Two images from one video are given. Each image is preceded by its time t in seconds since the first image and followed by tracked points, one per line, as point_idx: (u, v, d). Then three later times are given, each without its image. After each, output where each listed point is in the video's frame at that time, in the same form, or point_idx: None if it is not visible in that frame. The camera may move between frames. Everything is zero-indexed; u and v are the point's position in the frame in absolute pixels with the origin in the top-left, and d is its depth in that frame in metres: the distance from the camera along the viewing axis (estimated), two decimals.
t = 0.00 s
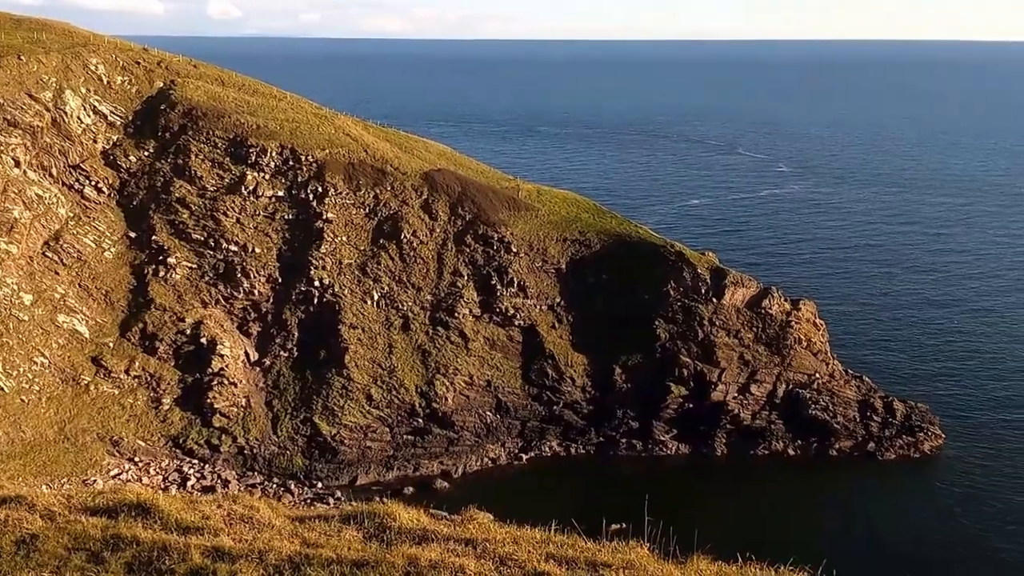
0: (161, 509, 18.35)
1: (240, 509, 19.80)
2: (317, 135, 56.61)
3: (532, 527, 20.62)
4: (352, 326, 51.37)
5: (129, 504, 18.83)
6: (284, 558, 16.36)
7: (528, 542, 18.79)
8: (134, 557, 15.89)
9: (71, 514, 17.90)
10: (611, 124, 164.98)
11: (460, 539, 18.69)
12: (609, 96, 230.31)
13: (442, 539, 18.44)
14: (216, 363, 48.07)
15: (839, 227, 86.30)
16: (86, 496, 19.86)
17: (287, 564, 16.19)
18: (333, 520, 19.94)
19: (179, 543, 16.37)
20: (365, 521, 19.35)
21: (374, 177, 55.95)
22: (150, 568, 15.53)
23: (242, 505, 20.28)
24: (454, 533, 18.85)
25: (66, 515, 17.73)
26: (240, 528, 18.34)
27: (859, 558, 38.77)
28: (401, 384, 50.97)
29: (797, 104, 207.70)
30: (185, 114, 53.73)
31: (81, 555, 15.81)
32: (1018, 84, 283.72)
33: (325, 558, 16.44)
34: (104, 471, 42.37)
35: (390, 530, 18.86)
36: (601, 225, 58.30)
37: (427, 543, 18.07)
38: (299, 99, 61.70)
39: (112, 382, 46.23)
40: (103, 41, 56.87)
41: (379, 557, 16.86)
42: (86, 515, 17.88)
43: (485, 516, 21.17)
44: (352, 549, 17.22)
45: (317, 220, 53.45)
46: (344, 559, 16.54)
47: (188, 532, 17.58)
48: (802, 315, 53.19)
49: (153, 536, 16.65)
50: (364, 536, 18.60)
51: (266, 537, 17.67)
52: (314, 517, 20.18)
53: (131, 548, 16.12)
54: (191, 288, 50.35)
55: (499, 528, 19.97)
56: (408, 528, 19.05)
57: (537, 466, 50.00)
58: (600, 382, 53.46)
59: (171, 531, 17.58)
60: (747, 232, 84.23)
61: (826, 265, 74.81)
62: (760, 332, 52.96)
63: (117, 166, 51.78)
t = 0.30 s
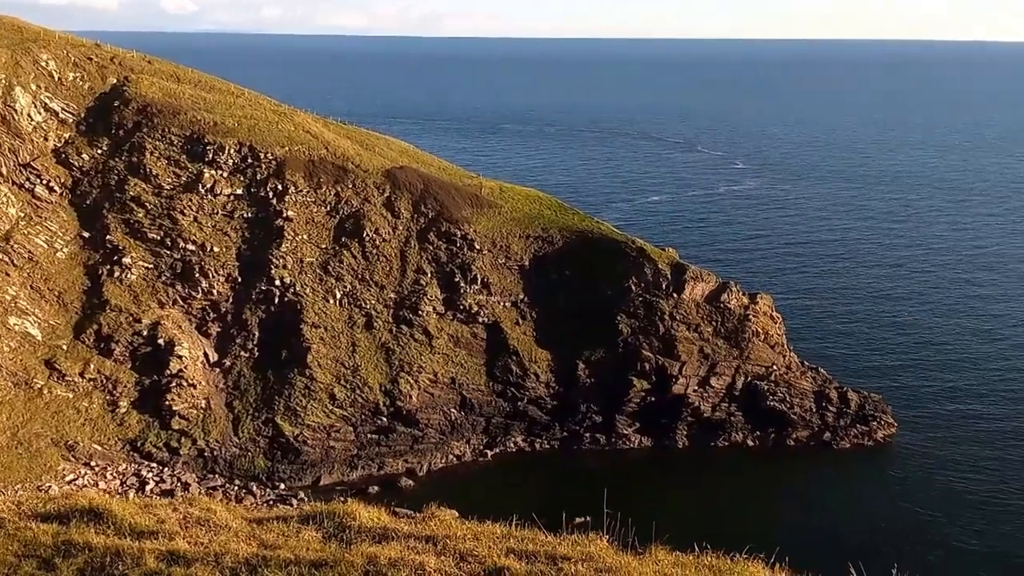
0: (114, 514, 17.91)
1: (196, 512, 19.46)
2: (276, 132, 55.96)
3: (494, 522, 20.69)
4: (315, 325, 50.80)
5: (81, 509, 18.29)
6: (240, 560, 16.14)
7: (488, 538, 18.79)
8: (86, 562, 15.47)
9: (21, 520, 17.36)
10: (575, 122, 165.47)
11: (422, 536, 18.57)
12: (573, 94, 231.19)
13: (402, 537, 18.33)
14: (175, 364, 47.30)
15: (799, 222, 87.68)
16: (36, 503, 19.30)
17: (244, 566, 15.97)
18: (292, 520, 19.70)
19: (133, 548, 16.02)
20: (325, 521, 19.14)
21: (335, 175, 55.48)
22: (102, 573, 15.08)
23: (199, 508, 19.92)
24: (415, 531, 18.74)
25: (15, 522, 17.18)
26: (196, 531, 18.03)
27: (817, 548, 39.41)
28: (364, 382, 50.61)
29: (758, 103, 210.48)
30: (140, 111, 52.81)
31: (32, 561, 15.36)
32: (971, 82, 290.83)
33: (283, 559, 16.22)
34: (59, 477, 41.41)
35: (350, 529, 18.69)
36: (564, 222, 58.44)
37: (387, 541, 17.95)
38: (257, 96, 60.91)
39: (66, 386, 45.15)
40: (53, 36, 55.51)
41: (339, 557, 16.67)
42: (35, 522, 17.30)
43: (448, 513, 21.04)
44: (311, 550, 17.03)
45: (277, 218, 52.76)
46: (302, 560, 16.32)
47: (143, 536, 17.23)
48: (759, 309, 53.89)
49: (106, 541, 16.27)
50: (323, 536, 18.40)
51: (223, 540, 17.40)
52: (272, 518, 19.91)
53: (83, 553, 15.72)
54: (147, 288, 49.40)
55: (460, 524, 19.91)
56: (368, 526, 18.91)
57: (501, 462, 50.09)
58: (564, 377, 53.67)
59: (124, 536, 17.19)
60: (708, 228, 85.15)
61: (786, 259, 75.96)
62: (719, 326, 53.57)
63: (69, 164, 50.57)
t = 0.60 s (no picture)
0: (66, 520, 17.32)
1: (153, 516, 18.95)
2: (237, 129, 55.24)
3: (459, 518, 20.48)
4: (278, 325, 49.99)
5: (32, 516, 17.70)
6: (197, 565, 15.78)
7: (451, 535, 18.59)
8: (36, 571, 14.89)
9: None
10: (542, 119, 165.60)
11: (384, 535, 18.33)
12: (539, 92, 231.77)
13: (363, 536, 18.05)
14: (134, 367, 46.09)
15: (762, 218, 88.70)
16: None
17: (201, 570, 15.61)
18: (251, 523, 19.24)
19: (85, 554, 15.53)
20: (285, 522, 18.75)
21: (297, 172, 54.84)
22: None
23: (155, 512, 19.40)
24: (377, 530, 18.50)
25: None
26: (152, 536, 17.55)
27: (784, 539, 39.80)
28: (330, 382, 49.97)
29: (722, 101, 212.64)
30: (94, 108, 51.74)
31: None
32: (928, 80, 297.11)
33: (241, 563, 15.88)
34: (14, 484, 39.72)
35: (311, 530, 18.31)
36: (529, 218, 58.36)
37: (349, 542, 17.61)
38: (216, 93, 60.04)
39: (21, 391, 43.59)
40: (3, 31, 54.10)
41: (299, 557, 16.33)
42: None
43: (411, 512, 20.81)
44: (271, 552, 16.65)
45: (238, 217, 51.96)
46: (260, 563, 15.95)
47: (96, 542, 16.69)
48: (721, 303, 54.40)
49: (58, 548, 15.72)
50: (283, 537, 17.99)
51: (180, 544, 16.95)
52: (231, 521, 19.49)
53: (34, 561, 15.17)
54: (104, 290, 48.08)
55: (424, 522, 19.65)
56: (329, 527, 18.55)
57: (469, 459, 49.89)
58: (531, 374, 53.60)
59: (75, 543, 16.61)
60: (672, 224, 85.87)
61: (750, 255, 76.72)
62: (683, 320, 53.93)
63: (21, 163, 49.19)
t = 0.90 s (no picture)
0: (22, 526, 16.97)
1: (112, 521, 18.53)
2: (197, 127, 54.63)
3: (424, 517, 20.40)
4: (241, 325, 49.37)
5: None
6: (156, 568, 15.58)
7: (415, 534, 18.48)
8: None
9: None
10: (509, 117, 165.50)
11: (349, 535, 18.21)
12: (506, 89, 231.98)
13: (327, 537, 17.87)
14: (94, 370, 45.16)
15: (727, 215, 89.57)
16: None
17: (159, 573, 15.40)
18: (213, 526, 18.96)
19: (41, 560, 15.19)
20: (247, 524, 18.53)
21: (260, 171, 54.29)
22: None
23: (114, 516, 18.99)
24: (342, 530, 18.37)
25: None
26: (111, 540, 17.20)
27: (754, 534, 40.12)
28: (295, 383, 49.48)
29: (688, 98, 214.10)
30: (50, 106, 50.69)
31: None
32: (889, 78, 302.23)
33: (201, 566, 15.70)
34: None
35: (274, 532, 18.11)
36: (495, 216, 58.32)
37: (312, 542, 17.42)
38: (176, 90, 59.21)
39: None
40: None
41: (261, 559, 16.19)
42: None
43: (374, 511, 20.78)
44: (233, 554, 16.45)
45: (199, 216, 51.25)
46: (220, 566, 15.74)
47: (52, 548, 16.31)
48: (685, 299, 54.93)
49: (12, 555, 15.35)
50: (246, 539, 17.79)
51: (139, 548, 16.66)
52: (192, 524, 19.17)
53: None
54: (62, 291, 46.87)
55: (388, 522, 19.51)
56: (293, 529, 18.33)
57: (437, 458, 49.71)
58: (499, 371, 53.60)
59: (30, 549, 16.23)
60: (638, 220, 86.51)
61: (716, 251, 77.44)
62: (649, 316, 54.33)
63: None
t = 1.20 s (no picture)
0: None
1: (71, 526, 18.14)
2: (157, 126, 53.92)
3: (391, 517, 20.29)
4: (205, 326, 48.50)
5: None
6: (116, 572, 15.36)
7: (381, 533, 18.35)
8: None
9: None
10: (478, 114, 165.19)
11: (314, 536, 18.05)
12: (473, 86, 231.57)
13: (292, 537, 17.71)
14: (54, 373, 43.54)
15: (694, 211, 90.40)
16: None
17: None
18: (174, 529, 18.67)
19: None
20: (210, 527, 18.27)
21: (222, 169, 53.65)
22: None
23: (73, 521, 18.58)
24: (307, 530, 18.24)
25: None
26: (69, 545, 16.87)
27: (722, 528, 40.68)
28: (261, 383, 48.86)
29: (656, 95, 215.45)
30: (5, 104, 49.52)
31: None
32: (852, 73, 306.96)
33: (162, 569, 15.53)
34: None
35: (238, 533, 17.87)
36: (462, 213, 58.37)
37: (276, 544, 17.27)
38: (135, 87, 58.30)
39: None
40: None
41: (226, 562, 16.00)
42: None
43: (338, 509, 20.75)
44: (195, 557, 16.26)
45: (160, 216, 50.38)
46: (183, 570, 15.57)
47: (9, 555, 16.02)
48: (652, 294, 55.39)
49: None
50: (208, 542, 17.52)
51: (99, 553, 16.36)
52: (154, 527, 18.86)
53: None
54: (19, 293, 45.33)
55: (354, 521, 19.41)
56: (257, 530, 18.10)
57: (406, 457, 49.54)
58: (468, 368, 53.58)
59: None
60: (605, 216, 86.98)
61: (682, 247, 78.09)
62: (616, 311, 54.69)
63: None
